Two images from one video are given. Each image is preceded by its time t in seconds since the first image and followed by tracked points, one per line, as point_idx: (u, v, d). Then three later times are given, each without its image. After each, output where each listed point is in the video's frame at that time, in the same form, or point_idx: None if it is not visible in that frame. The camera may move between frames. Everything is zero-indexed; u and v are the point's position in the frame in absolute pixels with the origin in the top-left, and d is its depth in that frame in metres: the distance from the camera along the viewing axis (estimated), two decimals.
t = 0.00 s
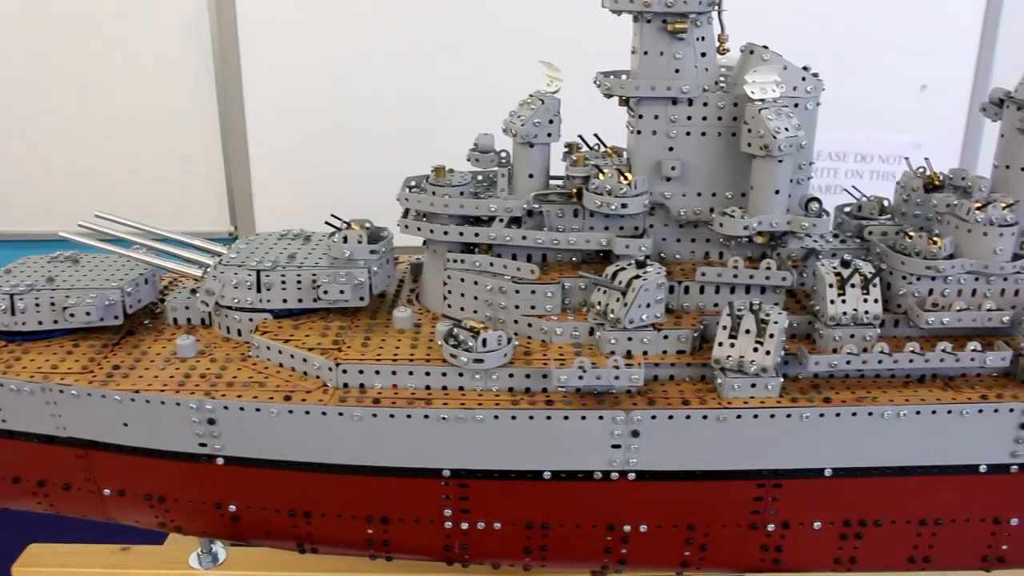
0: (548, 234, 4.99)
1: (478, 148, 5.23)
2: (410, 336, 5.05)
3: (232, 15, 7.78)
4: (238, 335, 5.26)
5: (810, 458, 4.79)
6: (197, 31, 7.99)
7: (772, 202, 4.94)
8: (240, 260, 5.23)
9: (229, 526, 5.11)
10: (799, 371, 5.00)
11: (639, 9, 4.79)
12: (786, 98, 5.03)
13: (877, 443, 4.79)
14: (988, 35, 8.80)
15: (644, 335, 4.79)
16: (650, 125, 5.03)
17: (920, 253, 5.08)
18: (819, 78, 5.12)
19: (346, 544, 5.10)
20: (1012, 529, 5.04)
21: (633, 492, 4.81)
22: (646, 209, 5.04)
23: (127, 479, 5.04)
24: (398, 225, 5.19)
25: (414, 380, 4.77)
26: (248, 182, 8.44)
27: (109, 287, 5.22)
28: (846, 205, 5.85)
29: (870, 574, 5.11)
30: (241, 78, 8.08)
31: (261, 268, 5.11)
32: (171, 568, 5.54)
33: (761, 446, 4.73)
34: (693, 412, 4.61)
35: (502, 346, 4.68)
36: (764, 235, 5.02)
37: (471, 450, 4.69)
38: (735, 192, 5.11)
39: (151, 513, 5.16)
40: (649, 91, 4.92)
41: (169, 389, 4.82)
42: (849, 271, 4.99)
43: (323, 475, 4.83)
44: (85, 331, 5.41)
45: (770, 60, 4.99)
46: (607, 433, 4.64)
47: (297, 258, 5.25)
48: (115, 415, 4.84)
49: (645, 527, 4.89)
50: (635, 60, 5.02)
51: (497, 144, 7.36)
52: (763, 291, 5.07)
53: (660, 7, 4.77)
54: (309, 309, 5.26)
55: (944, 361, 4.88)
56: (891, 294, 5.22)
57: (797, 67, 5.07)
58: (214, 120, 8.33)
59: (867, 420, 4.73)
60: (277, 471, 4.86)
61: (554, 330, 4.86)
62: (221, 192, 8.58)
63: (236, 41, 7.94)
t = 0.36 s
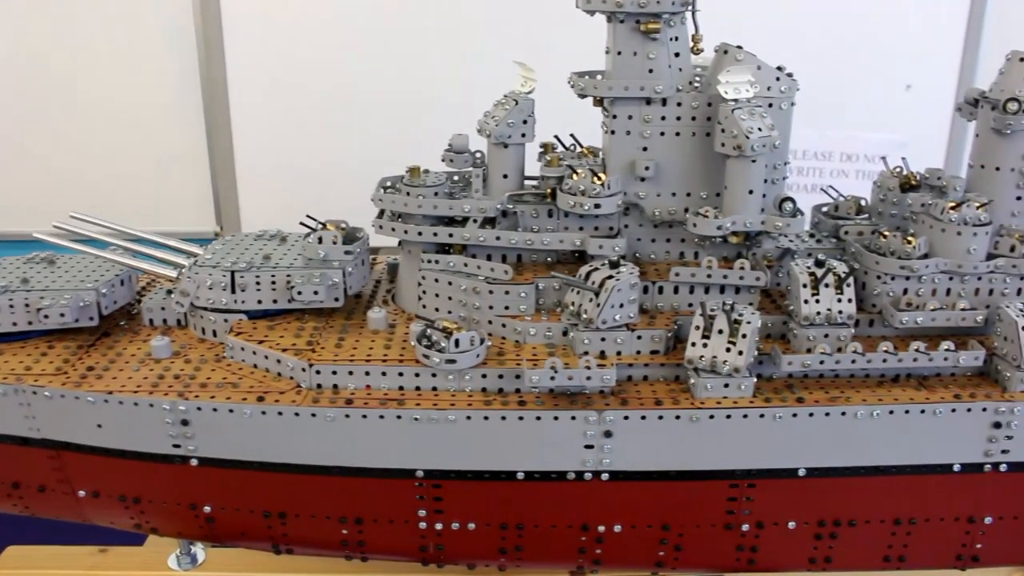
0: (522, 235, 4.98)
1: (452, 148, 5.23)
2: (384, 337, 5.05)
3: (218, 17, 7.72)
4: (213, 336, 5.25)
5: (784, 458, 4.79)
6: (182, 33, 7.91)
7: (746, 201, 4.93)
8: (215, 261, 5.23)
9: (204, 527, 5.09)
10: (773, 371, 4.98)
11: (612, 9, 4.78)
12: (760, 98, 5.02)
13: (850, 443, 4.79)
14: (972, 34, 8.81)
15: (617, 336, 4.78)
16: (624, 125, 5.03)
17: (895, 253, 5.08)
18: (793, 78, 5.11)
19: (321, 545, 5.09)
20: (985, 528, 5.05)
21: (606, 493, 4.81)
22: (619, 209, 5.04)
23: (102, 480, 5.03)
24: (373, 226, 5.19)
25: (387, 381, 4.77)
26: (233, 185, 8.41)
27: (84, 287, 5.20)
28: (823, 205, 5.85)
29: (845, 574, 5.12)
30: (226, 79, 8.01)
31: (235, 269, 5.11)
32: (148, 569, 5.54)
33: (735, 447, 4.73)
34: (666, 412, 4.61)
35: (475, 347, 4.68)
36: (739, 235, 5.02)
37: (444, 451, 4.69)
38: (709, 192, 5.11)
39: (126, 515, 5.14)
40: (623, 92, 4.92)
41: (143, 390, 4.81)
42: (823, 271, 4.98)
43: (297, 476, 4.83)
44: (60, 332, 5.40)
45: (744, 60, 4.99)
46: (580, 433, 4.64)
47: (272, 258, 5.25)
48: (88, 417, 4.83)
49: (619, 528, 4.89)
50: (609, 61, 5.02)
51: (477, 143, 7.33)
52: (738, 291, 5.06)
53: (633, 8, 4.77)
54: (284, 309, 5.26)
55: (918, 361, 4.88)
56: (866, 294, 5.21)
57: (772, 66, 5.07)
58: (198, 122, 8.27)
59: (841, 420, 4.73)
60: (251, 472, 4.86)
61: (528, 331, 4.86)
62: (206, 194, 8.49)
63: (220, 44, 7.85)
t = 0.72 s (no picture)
0: (504, 235, 4.98)
1: (436, 148, 5.24)
2: (366, 337, 5.05)
3: (206, 13, 7.52)
4: (195, 336, 5.24)
5: (765, 460, 4.78)
6: (170, 28, 7.73)
7: (729, 203, 4.93)
8: (198, 261, 5.22)
9: (186, 526, 5.06)
10: (755, 373, 4.96)
11: (594, 10, 4.78)
12: (744, 100, 5.02)
13: (831, 446, 4.80)
14: (963, 35, 8.81)
15: (599, 337, 4.78)
16: (607, 127, 5.02)
17: (878, 255, 5.09)
18: (777, 80, 5.11)
19: (303, 545, 5.08)
20: (966, 531, 5.06)
21: (587, 495, 4.80)
22: (602, 211, 5.04)
23: (83, 480, 5.01)
24: (356, 226, 5.19)
25: (368, 381, 4.77)
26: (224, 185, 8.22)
27: (66, 287, 5.19)
28: (808, 207, 5.86)
29: None
30: (216, 76, 7.79)
31: (218, 269, 5.10)
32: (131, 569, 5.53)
33: (716, 449, 4.72)
34: (647, 414, 4.61)
35: (456, 348, 4.68)
36: (721, 237, 5.02)
37: (424, 452, 4.69)
38: (692, 193, 5.11)
39: (108, 514, 5.11)
40: (606, 93, 4.92)
41: (124, 389, 4.80)
42: (806, 274, 4.98)
43: (278, 476, 4.82)
44: (43, 331, 5.38)
45: (727, 62, 4.98)
46: (560, 435, 4.64)
47: (255, 258, 5.24)
48: (69, 416, 4.82)
49: (600, 529, 4.88)
50: (592, 62, 5.01)
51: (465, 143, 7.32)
52: (720, 293, 5.06)
53: (616, 9, 4.77)
54: (267, 310, 5.25)
55: (899, 363, 4.88)
56: (849, 296, 5.21)
57: (755, 68, 5.07)
58: (189, 121, 8.12)
59: (821, 423, 4.73)
60: (232, 472, 4.84)
61: (510, 332, 4.86)
62: (196, 192, 8.35)
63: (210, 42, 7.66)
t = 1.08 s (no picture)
0: (484, 234, 4.96)
1: (415, 147, 5.21)
2: (345, 336, 5.02)
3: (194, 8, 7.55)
4: (175, 335, 5.22)
5: (745, 460, 4.77)
6: (157, 23, 7.69)
7: (710, 202, 4.91)
8: (177, 259, 5.19)
9: (164, 526, 5.03)
10: (735, 372, 4.97)
11: (574, 7, 4.76)
12: (725, 98, 5.01)
13: (811, 445, 4.78)
14: (951, 34, 8.80)
15: (578, 336, 4.76)
16: (587, 125, 4.99)
17: (859, 254, 5.08)
18: (759, 78, 5.09)
19: (282, 545, 5.06)
20: (947, 531, 5.05)
21: (566, 494, 4.79)
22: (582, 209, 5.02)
23: (60, 479, 4.98)
24: (336, 225, 5.16)
25: (346, 381, 4.75)
26: (211, 183, 8.24)
27: (44, 285, 5.15)
28: (791, 205, 5.85)
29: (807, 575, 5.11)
30: (205, 75, 7.84)
31: (196, 267, 5.07)
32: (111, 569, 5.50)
33: (696, 448, 4.70)
34: (626, 414, 4.59)
35: (434, 347, 4.66)
36: (702, 236, 5.00)
37: (403, 452, 4.67)
38: (673, 192, 5.09)
39: (86, 514, 5.08)
40: (586, 91, 4.89)
41: (101, 388, 4.76)
42: (786, 273, 4.96)
43: (257, 476, 4.80)
44: (21, 330, 5.34)
45: (708, 60, 4.97)
46: (539, 434, 4.62)
47: (234, 257, 5.22)
48: (46, 415, 4.78)
49: (579, 529, 4.86)
50: (572, 60, 4.99)
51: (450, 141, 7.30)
52: (701, 292, 5.03)
53: (596, 6, 4.74)
54: (246, 308, 5.23)
55: (880, 363, 4.87)
56: (831, 295, 5.19)
57: (737, 67, 5.05)
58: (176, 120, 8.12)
59: (801, 422, 4.72)
60: (210, 471, 4.81)
61: (489, 331, 4.84)
62: (183, 188, 8.33)
63: (199, 40, 7.71)
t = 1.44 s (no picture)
0: (461, 236, 4.94)
1: (394, 148, 5.17)
2: (321, 338, 5.01)
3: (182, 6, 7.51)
4: (152, 337, 5.20)
5: (722, 464, 4.75)
6: (145, 21, 7.67)
7: (687, 205, 4.89)
8: (154, 260, 5.16)
9: (141, 529, 5.00)
10: (713, 376, 4.90)
11: (551, 10, 4.74)
12: (704, 101, 4.99)
13: (788, 449, 4.77)
14: (940, 34, 8.78)
15: (555, 339, 4.75)
16: (565, 127, 4.98)
17: (838, 257, 5.07)
18: (738, 81, 5.08)
19: (258, 547, 5.04)
20: (925, 535, 5.04)
21: (543, 498, 4.77)
22: (560, 212, 5.01)
23: (36, 481, 4.96)
24: (314, 227, 5.15)
25: (322, 383, 4.73)
26: (200, 184, 8.19)
27: (20, 286, 5.12)
28: (773, 208, 5.84)
29: None
30: (193, 76, 7.81)
31: (173, 269, 5.05)
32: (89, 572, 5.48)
33: (672, 452, 4.69)
34: (601, 417, 4.56)
35: (410, 350, 4.65)
36: (680, 239, 4.99)
37: (378, 455, 4.65)
38: (651, 195, 5.08)
39: (61, 516, 5.06)
40: (563, 94, 4.88)
41: (75, 391, 4.74)
42: (765, 276, 4.94)
43: (232, 478, 4.78)
44: None
45: (687, 63, 4.96)
46: (514, 438, 4.60)
47: (212, 259, 5.21)
48: (20, 418, 4.76)
49: (556, 533, 4.85)
50: (550, 62, 4.98)
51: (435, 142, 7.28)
52: (679, 295, 5.02)
53: (573, 9, 4.72)
54: (223, 310, 5.21)
55: (857, 367, 4.86)
56: (810, 298, 5.17)
57: (716, 69, 5.03)
58: (164, 120, 8.08)
59: (778, 426, 4.70)
60: (185, 474, 4.79)
61: (465, 334, 4.83)
62: (172, 187, 8.30)
63: (187, 41, 7.69)
